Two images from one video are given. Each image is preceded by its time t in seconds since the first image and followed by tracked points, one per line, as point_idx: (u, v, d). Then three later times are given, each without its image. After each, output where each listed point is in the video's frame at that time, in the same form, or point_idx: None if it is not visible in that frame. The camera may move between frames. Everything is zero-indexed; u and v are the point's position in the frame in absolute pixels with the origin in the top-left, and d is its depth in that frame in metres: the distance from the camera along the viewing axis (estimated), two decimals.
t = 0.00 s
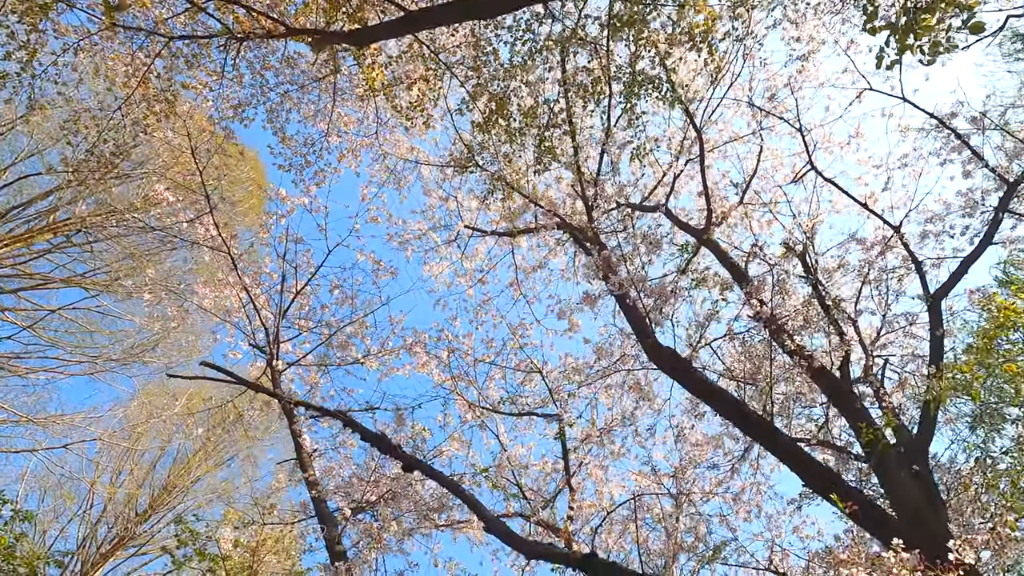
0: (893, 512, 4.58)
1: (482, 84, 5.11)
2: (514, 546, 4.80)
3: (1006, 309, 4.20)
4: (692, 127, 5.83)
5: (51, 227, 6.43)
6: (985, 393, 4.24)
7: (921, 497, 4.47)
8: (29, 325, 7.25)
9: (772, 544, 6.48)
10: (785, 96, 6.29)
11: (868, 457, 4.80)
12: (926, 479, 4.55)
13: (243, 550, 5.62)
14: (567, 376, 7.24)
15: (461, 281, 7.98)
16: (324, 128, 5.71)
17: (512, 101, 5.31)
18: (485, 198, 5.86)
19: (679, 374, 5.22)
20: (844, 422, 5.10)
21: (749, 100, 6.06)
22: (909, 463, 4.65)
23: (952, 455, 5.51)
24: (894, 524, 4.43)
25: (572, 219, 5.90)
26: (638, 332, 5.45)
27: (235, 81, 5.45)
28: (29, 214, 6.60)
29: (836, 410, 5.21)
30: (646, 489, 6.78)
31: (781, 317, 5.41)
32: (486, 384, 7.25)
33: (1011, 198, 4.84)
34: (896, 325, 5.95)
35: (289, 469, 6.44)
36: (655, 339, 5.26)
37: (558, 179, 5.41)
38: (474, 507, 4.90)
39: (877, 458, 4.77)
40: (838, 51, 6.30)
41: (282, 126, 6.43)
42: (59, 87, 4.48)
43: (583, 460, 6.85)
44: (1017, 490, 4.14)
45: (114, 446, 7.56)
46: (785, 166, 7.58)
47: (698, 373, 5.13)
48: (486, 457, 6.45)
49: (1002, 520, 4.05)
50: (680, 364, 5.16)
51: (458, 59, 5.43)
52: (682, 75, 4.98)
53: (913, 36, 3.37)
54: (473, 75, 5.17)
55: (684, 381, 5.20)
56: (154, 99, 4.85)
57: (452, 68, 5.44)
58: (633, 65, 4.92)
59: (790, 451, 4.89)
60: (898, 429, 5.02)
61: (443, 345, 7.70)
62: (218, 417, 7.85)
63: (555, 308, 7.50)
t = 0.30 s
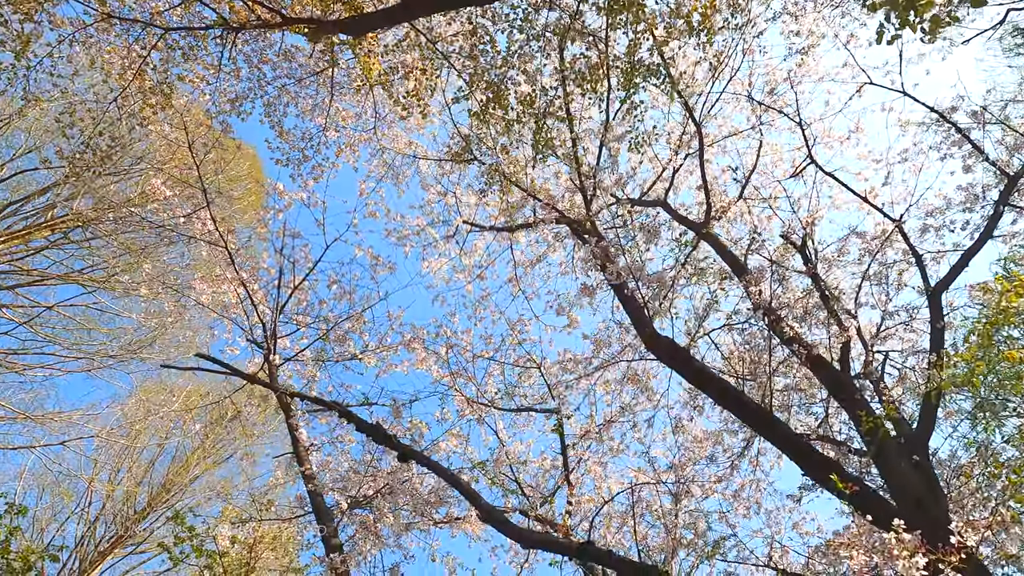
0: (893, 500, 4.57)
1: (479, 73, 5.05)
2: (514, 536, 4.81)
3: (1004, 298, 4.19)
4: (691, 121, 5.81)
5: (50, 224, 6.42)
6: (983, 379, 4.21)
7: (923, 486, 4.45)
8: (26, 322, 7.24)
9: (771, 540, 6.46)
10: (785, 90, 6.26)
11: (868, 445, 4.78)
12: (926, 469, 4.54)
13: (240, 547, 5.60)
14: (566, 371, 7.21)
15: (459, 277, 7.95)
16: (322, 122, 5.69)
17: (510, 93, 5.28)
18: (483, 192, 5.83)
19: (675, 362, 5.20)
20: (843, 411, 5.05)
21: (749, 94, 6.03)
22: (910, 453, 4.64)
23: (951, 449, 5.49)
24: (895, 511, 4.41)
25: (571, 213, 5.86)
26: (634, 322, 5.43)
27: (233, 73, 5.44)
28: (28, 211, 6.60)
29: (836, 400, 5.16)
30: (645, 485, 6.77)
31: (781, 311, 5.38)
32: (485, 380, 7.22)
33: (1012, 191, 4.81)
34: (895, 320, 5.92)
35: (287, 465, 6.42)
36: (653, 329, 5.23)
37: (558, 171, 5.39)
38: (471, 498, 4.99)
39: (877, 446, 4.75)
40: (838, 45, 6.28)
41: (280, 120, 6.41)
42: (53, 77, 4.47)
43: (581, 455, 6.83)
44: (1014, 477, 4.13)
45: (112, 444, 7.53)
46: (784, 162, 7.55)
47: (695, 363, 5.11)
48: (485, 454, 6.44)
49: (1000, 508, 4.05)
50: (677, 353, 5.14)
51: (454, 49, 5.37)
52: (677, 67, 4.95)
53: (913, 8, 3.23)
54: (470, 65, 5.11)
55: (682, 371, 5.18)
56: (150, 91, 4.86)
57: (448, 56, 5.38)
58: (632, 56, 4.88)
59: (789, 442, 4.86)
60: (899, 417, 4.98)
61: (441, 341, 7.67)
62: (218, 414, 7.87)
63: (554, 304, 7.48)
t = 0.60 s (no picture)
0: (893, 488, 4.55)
1: (478, 63, 4.98)
2: (511, 524, 4.90)
3: (1003, 288, 4.18)
4: (691, 115, 5.79)
5: (48, 221, 6.43)
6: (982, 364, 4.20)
7: (924, 475, 4.44)
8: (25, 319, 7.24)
9: (771, 536, 6.44)
10: (785, 83, 6.22)
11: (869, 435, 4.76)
12: (927, 457, 4.52)
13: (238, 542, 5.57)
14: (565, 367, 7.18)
15: (458, 272, 7.92)
16: (319, 115, 5.67)
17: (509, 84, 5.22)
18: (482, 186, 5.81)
19: (675, 352, 5.22)
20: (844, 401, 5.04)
21: (750, 87, 6.00)
22: (910, 442, 4.62)
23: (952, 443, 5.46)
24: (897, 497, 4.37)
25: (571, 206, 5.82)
26: (633, 312, 5.44)
27: (230, 66, 5.42)
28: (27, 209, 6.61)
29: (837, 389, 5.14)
30: (645, 481, 6.74)
31: (782, 304, 5.34)
32: (484, 376, 7.20)
33: (1014, 183, 4.77)
34: (896, 314, 5.89)
35: (285, 461, 6.39)
36: (653, 318, 5.33)
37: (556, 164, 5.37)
38: (468, 485, 5.07)
39: (878, 435, 4.73)
40: (838, 38, 6.25)
41: (278, 114, 6.38)
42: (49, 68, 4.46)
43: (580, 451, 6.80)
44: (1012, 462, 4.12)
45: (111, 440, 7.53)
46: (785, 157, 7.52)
47: (695, 351, 5.21)
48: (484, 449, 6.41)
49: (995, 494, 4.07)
50: (678, 341, 5.24)
51: (451, 36, 5.26)
52: (676, 59, 4.93)
53: None
54: (467, 53, 5.03)
55: (682, 359, 5.26)
56: (147, 83, 4.85)
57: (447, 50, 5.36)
58: (631, 48, 4.86)
59: (791, 431, 4.85)
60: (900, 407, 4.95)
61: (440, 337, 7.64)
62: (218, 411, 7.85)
63: (552, 299, 7.45)
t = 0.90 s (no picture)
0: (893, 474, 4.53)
1: (476, 54, 4.94)
2: (509, 510, 4.86)
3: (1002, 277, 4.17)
4: (691, 108, 5.77)
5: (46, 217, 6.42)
6: (981, 354, 4.20)
7: (924, 463, 4.45)
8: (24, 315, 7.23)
9: (772, 531, 6.43)
10: (785, 76, 6.20)
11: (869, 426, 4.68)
12: (928, 446, 4.53)
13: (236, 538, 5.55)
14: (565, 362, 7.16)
15: (458, 268, 7.90)
16: (318, 109, 5.65)
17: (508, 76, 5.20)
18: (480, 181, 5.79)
19: (674, 339, 5.20)
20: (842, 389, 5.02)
21: (750, 80, 5.98)
22: (911, 431, 4.62)
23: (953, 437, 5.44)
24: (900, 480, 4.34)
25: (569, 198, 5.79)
26: (632, 299, 5.42)
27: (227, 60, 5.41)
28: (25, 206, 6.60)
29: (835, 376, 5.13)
30: (645, 477, 6.73)
31: (782, 292, 5.31)
32: (484, 371, 7.18)
33: (1015, 175, 4.75)
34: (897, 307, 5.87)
35: (284, 457, 6.38)
36: (653, 305, 5.27)
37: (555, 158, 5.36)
38: (465, 470, 5.09)
39: (879, 423, 4.67)
40: (838, 31, 6.23)
41: (276, 107, 6.36)
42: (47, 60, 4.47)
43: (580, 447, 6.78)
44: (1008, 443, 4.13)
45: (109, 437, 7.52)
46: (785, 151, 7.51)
47: (696, 338, 5.16)
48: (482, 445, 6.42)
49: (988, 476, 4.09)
50: (678, 329, 5.19)
51: (450, 26, 5.23)
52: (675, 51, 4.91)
53: None
54: (465, 37, 4.94)
55: (682, 346, 5.21)
56: (145, 75, 4.87)
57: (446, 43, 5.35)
58: (630, 40, 4.84)
59: (791, 419, 4.84)
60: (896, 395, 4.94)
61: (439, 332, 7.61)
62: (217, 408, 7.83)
63: (552, 295, 7.44)
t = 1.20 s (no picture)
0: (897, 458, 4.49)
1: (476, 46, 4.93)
2: (505, 493, 4.84)
3: (1001, 266, 4.15)
4: (692, 101, 5.76)
5: (46, 214, 6.40)
6: (980, 341, 4.20)
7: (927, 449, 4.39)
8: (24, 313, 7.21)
9: (773, 526, 6.41)
10: (786, 69, 6.19)
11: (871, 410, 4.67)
12: (931, 431, 4.47)
13: (236, 533, 5.53)
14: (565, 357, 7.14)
15: (457, 263, 7.88)
16: (318, 102, 5.64)
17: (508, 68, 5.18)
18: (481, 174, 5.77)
19: (676, 325, 5.22)
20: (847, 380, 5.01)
21: (750, 73, 5.98)
22: (915, 417, 4.57)
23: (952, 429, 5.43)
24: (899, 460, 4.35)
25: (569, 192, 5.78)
26: (632, 288, 5.44)
27: (226, 52, 5.43)
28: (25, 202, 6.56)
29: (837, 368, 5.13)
30: (646, 472, 6.71)
31: (782, 283, 5.29)
32: (484, 366, 7.16)
33: (1016, 165, 4.73)
34: (897, 300, 5.86)
35: (285, 452, 6.39)
36: (653, 292, 5.27)
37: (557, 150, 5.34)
38: (463, 456, 5.11)
39: (881, 408, 4.67)
40: (840, 25, 6.22)
41: (276, 101, 6.36)
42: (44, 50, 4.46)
43: (580, 441, 6.78)
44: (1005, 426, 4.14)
45: (109, 434, 7.50)
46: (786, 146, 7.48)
47: (698, 325, 5.14)
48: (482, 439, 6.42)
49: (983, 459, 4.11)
50: (680, 316, 5.18)
51: (450, 18, 5.20)
52: (676, 43, 4.91)
53: None
54: (464, 27, 4.91)
55: (683, 333, 5.20)
56: (144, 67, 4.85)
57: (446, 36, 5.33)
58: (631, 32, 4.83)
59: (794, 404, 4.84)
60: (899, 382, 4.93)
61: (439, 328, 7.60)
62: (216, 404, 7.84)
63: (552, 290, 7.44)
